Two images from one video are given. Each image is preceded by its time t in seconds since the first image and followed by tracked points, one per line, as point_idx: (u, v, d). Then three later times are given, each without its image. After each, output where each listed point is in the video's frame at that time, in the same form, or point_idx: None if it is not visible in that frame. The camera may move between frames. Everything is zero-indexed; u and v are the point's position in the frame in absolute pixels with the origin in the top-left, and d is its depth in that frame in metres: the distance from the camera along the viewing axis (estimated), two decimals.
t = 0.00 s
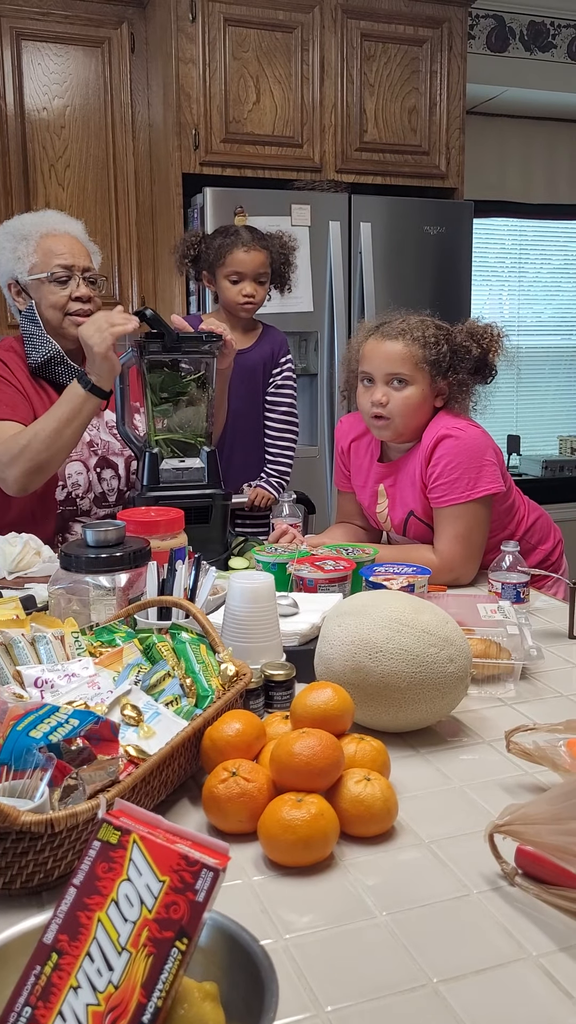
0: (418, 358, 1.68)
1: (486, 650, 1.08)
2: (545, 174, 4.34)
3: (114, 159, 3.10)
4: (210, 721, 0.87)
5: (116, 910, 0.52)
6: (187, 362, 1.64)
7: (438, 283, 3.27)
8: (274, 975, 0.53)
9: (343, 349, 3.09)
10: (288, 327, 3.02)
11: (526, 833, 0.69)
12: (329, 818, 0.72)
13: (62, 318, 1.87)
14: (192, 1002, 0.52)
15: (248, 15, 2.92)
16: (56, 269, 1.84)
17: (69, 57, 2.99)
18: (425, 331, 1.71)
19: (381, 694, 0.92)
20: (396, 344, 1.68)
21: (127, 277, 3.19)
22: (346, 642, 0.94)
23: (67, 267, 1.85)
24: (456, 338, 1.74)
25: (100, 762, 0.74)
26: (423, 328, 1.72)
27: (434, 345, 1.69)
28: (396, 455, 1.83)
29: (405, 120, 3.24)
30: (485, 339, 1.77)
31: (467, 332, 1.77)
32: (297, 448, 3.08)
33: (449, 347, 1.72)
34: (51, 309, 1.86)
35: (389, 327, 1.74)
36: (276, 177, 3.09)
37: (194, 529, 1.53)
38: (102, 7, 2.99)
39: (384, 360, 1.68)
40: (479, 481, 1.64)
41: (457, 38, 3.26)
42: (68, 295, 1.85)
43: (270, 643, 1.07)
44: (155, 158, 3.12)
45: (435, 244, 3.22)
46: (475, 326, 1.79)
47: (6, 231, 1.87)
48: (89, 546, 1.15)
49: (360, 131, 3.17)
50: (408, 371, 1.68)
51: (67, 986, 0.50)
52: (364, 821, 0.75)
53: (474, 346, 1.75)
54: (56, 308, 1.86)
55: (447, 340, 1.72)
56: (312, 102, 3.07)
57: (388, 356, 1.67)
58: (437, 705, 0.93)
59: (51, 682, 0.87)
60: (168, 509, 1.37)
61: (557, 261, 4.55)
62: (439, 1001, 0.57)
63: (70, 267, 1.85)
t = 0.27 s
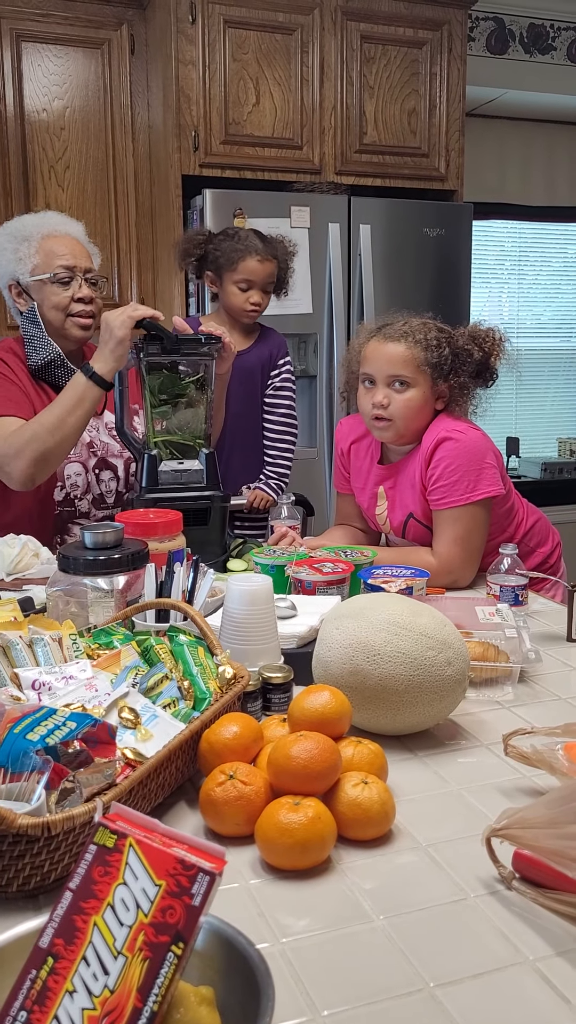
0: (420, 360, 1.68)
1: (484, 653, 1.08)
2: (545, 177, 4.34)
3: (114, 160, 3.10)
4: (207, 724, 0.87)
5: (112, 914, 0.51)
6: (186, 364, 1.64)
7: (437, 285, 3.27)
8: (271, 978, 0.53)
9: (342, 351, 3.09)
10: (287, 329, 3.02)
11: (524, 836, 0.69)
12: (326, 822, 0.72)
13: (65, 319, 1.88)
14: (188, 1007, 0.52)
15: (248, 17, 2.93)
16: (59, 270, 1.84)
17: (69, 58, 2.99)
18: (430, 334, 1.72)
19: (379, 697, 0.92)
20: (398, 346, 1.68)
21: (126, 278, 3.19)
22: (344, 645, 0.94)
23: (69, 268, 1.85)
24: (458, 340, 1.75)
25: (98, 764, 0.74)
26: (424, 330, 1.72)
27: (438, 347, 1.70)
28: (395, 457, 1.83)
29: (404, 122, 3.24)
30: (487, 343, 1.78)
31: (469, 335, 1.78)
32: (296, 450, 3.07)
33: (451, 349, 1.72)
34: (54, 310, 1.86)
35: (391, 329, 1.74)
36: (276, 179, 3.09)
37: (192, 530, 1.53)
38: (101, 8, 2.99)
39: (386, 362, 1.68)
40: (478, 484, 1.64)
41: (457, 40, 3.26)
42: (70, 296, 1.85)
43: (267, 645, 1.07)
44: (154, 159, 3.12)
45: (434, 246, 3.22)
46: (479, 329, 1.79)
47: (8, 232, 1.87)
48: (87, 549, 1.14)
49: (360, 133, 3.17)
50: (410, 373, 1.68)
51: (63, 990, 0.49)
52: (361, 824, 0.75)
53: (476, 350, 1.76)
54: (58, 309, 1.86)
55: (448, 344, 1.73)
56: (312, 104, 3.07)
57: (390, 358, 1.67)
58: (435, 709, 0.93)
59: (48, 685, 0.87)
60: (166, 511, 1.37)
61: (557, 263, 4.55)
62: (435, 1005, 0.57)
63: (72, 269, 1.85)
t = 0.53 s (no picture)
0: (425, 363, 1.68)
1: (484, 655, 1.08)
2: (545, 178, 4.34)
3: (113, 161, 3.10)
4: (206, 726, 0.87)
5: (110, 916, 0.51)
6: (186, 365, 1.64)
7: (437, 286, 3.27)
8: (269, 981, 0.53)
9: (342, 352, 3.09)
10: (287, 330, 3.02)
11: (523, 838, 0.69)
12: (326, 824, 0.72)
13: (65, 323, 1.88)
14: (186, 1010, 0.52)
15: (249, 18, 2.93)
16: (63, 272, 1.84)
17: (69, 59, 2.99)
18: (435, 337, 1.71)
19: (378, 699, 0.91)
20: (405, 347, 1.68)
21: (126, 279, 3.19)
22: (344, 646, 0.94)
23: (73, 271, 1.85)
24: (462, 343, 1.74)
25: (96, 766, 0.74)
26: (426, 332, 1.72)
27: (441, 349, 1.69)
28: (396, 458, 1.83)
29: (404, 122, 3.24)
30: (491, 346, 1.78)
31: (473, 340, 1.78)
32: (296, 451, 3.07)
33: (454, 352, 1.72)
34: (55, 312, 1.86)
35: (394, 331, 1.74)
36: (276, 180, 3.09)
37: (192, 532, 1.53)
38: (101, 9, 2.99)
39: (390, 364, 1.68)
40: (478, 485, 1.63)
41: (457, 40, 3.26)
42: (73, 300, 1.86)
43: (267, 647, 1.07)
44: (154, 160, 3.12)
45: (434, 247, 3.22)
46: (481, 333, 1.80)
47: (11, 232, 1.86)
48: (86, 550, 1.14)
49: (360, 134, 3.17)
50: (414, 376, 1.68)
51: (61, 993, 0.49)
52: (361, 826, 0.75)
53: (480, 353, 1.75)
54: (60, 312, 1.86)
55: (452, 347, 1.72)
56: (312, 104, 3.07)
57: (394, 360, 1.67)
58: (435, 710, 0.93)
59: (47, 686, 0.87)
60: (165, 512, 1.37)
61: (557, 264, 4.55)
62: (435, 1008, 0.57)
63: (76, 273, 1.85)
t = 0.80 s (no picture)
0: (425, 366, 1.67)
1: (482, 656, 1.07)
2: (544, 179, 4.34)
3: (112, 162, 3.10)
4: (204, 728, 0.87)
5: (106, 920, 0.51)
6: (185, 367, 1.63)
7: (436, 287, 3.27)
8: (265, 984, 0.53)
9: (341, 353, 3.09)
10: (286, 332, 3.02)
11: (520, 841, 0.69)
12: (323, 827, 0.72)
13: (63, 323, 1.88)
14: (182, 1014, 0.52)
15: (247, 19, 2.93)
16: (59, 272, 1.84)
17: (67, 61, 2.99)
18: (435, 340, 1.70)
19: (376, 701, 0.91)
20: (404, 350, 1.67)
21: (125, 281, 3.18)
22: (341, 648, 0.94)
23: (69, 271, 1.85)
24: (461, 346, 1.73)
25: (93, 770, 0.74)
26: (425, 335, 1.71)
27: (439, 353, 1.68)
28: (394, 460, 1.83)
29: (403, 124, 3.24)
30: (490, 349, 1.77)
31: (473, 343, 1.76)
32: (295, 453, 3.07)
33: (454, 355, 1.71)
34: (53, 313, 1.86)
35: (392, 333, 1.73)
36: (275, 181, 3.09)
37: (190, 533, 1.53)
38: (100, 11, 2.99)
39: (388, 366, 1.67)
40: (476, 487, 1.63)
41: (456, 42, 3.26)
42: (70, 300, 1.86)
43: (265, 648, 1.07)
44: (153, 162, 3.12)
45: (433, 249, 3.22)
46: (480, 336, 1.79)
47: (7, 233, 1.87)
48: (84, 550, 1.14)
49: (359, 136, 3.17)
50: (414, 379, 1.68)
51: (56, 996, 0.49)
52: (358, 829, 0.75)
53: (480, 357, 1.74)
54: (58, 312, 1.86)
55: (452, 350, 1.71)
56: (310, 106, 3.08)
57: (394, 363, 1.66)
58: (432, 713, 0.93)
59: (44, 688, 0.87)
60: (163, 513, 1.37)
61: (556, 266, 4.55)
62: (431, 1011, 0.57)
63: (72, 272, 1.85)
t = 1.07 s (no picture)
0: (425, 369, 1.67)
1: (481, 658, 1.07)
2: (544, 180, 4.34)
3: (112, 163, 3.10)
4: (203, 729, 0.87)
5: (105, 921, 0.51)
6: (184, 367, 1.64)
7: (436, 287, 3.27)
8: (264, 985, 0.53)
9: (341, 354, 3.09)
10: (286, 333, 3.02)
11: (520, 843, 0.69)
12: (322, 828, 0.72)
13: (62, 323, 1.88)
14: (181, 1015, 0.52)
15: (247, 20, 2.93)
16: (60, 271, 1.84)
17: (67, 61, 2.99)
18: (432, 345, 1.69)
19: (375, 702, 0.91)
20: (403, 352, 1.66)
21: (125, 281, 3.19)
22: (341, 649, 0.94)
23: (70, 270, 1.85)
24: (460, 348, 1.73)
25: (92, 771, 0.74)
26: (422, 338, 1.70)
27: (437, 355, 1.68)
28: (394, 461, 1.83)
29: (403, 125, 3.24)
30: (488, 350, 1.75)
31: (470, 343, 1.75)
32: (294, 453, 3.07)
33: (453, 356, 1.71)
34: (52, 311, 1.86)
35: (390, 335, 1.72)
36: (275, 182, 3.10)
37: (189, 533, 1.53)
38: (100, 11, 2.99)
39: (384, 368, 1.66)
40: (475, 488, 1.63)
41: (456, 42, 3.26)
42: (71, 297, 1.86)
43: (264, 650, 1.07)
44: (153, 162, 3.12)
45: (433, 249, 3.22)
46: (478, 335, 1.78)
47: (8, 233, 1.87)
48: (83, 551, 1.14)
49: (359, 136, 3.17)
50: (414, 384, 1.67)
51: (55, 997, 0.49)
52: (358, 830, 0.75)
53: (478, 358, 1.73)
54: (57, 311, 1.86)
55: (450, 352, 1.71)
56: (310, 106, 3.08)
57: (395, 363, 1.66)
58: (432, 714, 0.93)
59: (44, 689, 0.87)
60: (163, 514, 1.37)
61: (556, 266, 4.55)
62: (431, 1013, 0.56)
63: (73, 271, 1.85)
